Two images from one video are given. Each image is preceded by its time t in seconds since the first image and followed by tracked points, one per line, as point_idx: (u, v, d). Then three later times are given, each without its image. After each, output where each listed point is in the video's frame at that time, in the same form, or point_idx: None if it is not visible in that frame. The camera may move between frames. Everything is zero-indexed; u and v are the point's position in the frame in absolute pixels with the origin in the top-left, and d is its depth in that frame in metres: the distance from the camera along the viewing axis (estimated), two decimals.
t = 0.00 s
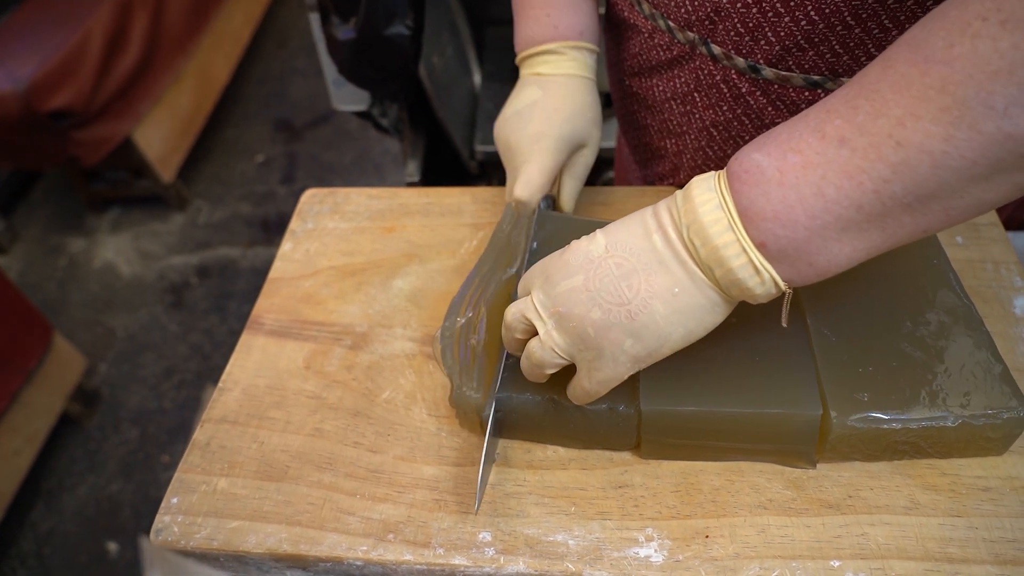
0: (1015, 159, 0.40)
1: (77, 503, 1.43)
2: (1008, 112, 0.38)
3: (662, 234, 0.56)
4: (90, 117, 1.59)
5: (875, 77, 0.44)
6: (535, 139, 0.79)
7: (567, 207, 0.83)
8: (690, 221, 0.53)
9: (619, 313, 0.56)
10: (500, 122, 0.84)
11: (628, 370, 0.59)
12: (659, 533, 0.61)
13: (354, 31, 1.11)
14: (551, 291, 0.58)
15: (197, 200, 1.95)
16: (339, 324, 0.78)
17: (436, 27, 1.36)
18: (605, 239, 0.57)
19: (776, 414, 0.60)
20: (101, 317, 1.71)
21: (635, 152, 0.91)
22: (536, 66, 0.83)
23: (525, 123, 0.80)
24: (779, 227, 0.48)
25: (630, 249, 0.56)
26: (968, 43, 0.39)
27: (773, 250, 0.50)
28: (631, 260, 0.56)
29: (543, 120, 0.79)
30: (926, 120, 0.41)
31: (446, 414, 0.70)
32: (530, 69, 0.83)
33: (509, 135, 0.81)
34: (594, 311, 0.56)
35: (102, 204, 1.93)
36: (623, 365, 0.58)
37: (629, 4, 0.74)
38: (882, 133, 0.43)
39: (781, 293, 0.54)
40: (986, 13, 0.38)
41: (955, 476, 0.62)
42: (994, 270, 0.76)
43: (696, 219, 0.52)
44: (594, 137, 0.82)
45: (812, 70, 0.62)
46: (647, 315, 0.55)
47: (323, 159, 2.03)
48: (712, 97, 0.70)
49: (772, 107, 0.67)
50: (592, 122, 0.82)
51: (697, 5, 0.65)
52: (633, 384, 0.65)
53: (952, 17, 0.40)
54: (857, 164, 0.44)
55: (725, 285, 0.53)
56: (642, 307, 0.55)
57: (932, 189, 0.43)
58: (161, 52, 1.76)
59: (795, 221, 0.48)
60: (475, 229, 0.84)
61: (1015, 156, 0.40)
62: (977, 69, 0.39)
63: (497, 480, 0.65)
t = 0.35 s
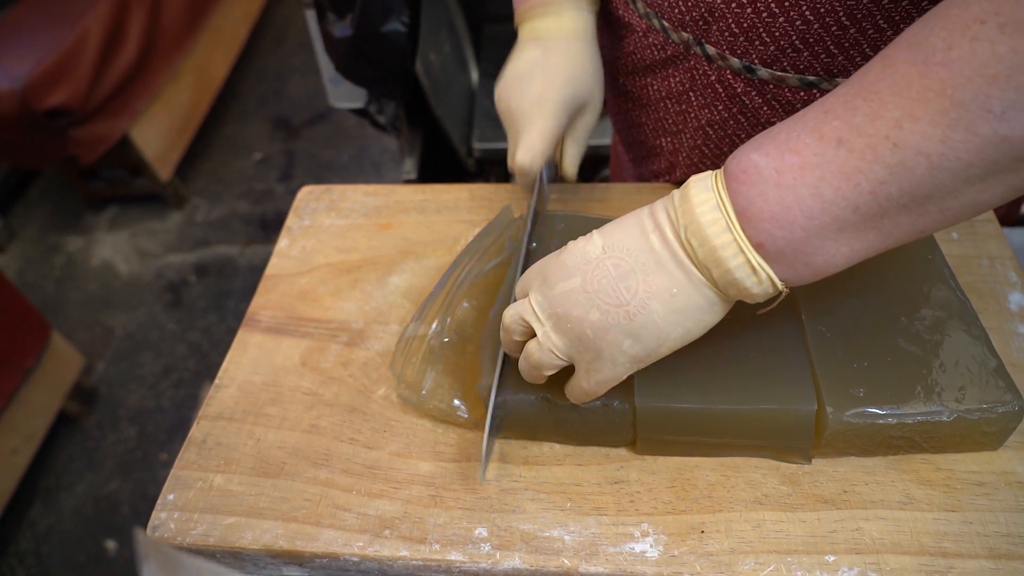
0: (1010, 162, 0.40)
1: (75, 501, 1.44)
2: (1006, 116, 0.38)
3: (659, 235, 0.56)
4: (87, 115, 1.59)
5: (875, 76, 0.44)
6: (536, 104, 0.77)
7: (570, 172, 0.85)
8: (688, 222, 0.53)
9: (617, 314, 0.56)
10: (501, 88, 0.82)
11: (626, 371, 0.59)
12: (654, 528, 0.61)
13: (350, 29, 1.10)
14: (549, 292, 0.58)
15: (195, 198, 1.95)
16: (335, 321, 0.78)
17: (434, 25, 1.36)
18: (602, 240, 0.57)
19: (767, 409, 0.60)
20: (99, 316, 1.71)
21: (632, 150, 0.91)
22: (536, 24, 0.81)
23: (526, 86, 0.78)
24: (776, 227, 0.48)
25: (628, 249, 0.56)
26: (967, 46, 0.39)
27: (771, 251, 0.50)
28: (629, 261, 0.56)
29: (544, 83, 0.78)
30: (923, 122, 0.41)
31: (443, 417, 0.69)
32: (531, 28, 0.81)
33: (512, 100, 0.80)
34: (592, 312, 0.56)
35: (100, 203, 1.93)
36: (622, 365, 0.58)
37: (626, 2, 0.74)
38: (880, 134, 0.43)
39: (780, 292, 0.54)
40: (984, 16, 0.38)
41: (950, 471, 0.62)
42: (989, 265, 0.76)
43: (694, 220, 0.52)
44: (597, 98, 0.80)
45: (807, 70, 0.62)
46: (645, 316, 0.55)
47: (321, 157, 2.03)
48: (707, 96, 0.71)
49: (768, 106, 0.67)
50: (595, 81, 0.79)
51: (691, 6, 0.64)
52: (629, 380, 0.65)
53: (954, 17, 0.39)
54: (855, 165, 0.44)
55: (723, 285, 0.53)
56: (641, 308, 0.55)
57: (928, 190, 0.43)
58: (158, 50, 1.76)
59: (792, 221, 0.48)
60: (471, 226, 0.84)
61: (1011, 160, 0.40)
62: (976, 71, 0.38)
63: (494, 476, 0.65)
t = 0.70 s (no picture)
0: (1012, 153, 0.40)
1: (72, 498, 1.44)
2: (1008, 107, 0.38)
3: (661, 226, 0.56)
4: (85, 111, 1.59)
5: (877, 67, 0.44)
6: (531, 39, 0.75)
7: (567, 113, 0.81)
8: (690, 213, 0.53)
9: (619, 304, 0.56)
10: (494, 29, 0.81)
11: (627, 359, 0.59)
12: (649, 520, 0.61)
13: (347, 24, 1.10)
14: (551, 283, 0.58)
15: (192, 195, 1.95)
16: (331, 316, 0.78)
17: (430, 22, 1.35)
18: (603, 231, 0.57)
19: (761, 400, 0.60)
20: (96, 313, 1.71)
21: (627, 145, 0.91)
22: None
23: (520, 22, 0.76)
24: (779, 218, 0.49)
25: (630, 240, 0.56)
26: (969, 37, 0.39)
27: (773, 241, 0.50)
28: (631, 251, 0.56)
29: (537, 18, 0.76)
30: (926, 113, 0.41)
31: (442, 413, 0.69)
32: None
33: (505, 37, 0.78)
34: (594, 302, 0.56)
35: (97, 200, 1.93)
36: (623, 354, 0.58)
37: None
38: (882, 126, 0.43)
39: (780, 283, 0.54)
40: (986, 8, 0.38)
41: (944, 463, 0.63)
42: (984, 259, 0.76)
43: (696, 211, 0.52)
44: (594, 33, 0.77)
45: (803, 63, 0.62)
46: (647, 306, 0.55)
47: (318, 154, 2.03)
48: (704, 90, 0.71)
49: (763, 100, 0.67)
50: (591, 18, 0.77)
51: None
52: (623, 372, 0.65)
53: (956, 9, 0.39)
54: (857, 156, 0.44)
55: (724, 276, 0.53)
56: (642, 299, 0.55)
57: (930, 181, 0.43)
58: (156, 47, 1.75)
59: (795, 212, 0.48)
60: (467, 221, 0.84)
61: (1013, 151, 0.40)
62: (979, 63, 0.38)
63: (489, 469, 0.65)
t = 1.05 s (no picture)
0: (1018, 145, 0.40)
1: (69, 497, 1.43)
2: (1014, 98, 0.38)
3: (663, 220, 0.56)
4: (82, 109, 1.59)
5: (880, 60, 0.44)
6: (526, 48, 0.75)
7: (563, 120, 0.80)
8: (693, 207, 0.53)
9: (621, 299, 0.56)
10: (489, 40, 0.80)
11: (628, 354, 0.59)
12: (644, 515, 0.61)
13: (342, 22, 1.10)
14: (553, 277, 0.58)
15: (188, 193, 1.94)
16: (328, 313, 0.78)
17: (428, 20, 1.35)
18: (605, 226, 0.57)
19: (755, 396, 0.61)
20: (92, 311, 1.71)
21: (624, 142, 0.91)
22: None
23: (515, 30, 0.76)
24: (784, 212, 0.49)
25: (633, 235, 0.56)
26: (974, 28, 0.39)
27: (776, 236, 0.50)
28: (633, 246, 0.56)
29: (533, 25, 0.75)
30: (931, 106, 0.41)
31: (436, 408, 0.69)
32: None
33: (500, 46, 0.78)
34: (596, 297, 0.56)
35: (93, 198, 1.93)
36: (625, 349, 0.58)
37: None
38: (887, 119, 0.43)
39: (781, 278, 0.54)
40: None
41: (938, 458, 0.63)
42: (978, 255, 0.76)
43: (699, 205, 0.53)
44: (587, 44, 0.78)
45: (797, 59, 0.62)
46: (649, 300, 0.55)
47: (315, 152, 2.02)
48: (699, 85, 0.71)
49: (757, 96, 0.67)
50: (585, 30, 0.77)
51: None
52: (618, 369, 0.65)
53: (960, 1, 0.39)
54: (862, 149, 0.45)
55: (727, 270, 0.53)
56: (645, 293, 0.55)
57: (935, 174, 0.43)
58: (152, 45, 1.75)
59: (799, 206, 0.48)
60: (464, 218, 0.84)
61: (1018, 143, 0.40)
62: (984, 55, 0.38)
63: (484, 465, 0.65)
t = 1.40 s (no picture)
0: (1009, 142, 0.40)
1: (66, 497, 1.43)
2: (1004, 97, 0.39)
3: (658, 218, 0.56)
4: (79, 109, 1.59)
5: (872, 58, 0.44)
6: (523, 117, 0.78)
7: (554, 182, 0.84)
8: (687, 205, 0.53)
9: (616, 297, 0.56)
10: (486, 100, 0.83)
11: (625, 353, 0.59)
12: (640, 514, 0.61)
13: (339, 20, 1.10)
14: (548, 276, 0.58)
15: (186, 193, 1.94)
16: (324, 312, 0.78)
17: (424, 18, 1.34)
18: (601, 224, 0.57)
19: (752, 395, 0.61)
20: (89, 312, 1.70)
21: (621, 141, 0.91)
22: (522, 39, 0.81)
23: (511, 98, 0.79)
24: (776, 210, 0.49)
25: (628, 233, 0.56)
26: (965, 27, 0.39)
27: (770, 233, 0.50)
28: (628, 244, 0.56)
29: (529, 96, 0.78)
30: (923, 103, 0.41)
31: (434, 408, 0.69)
32: (515, 43, 0.82)
33: (495, 112, 0.81)
34: (591, 295, 0.56)
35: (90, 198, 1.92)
36: (621, 348, 0.58)
37: None
38: (880, 116, 0.43)
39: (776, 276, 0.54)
40: None
41: (933, 456, 0.63)
42: (973, 254, 0.76)
43: (693, 203, 0.53)
44: (581, 111, 0.81)
45: (792, 57, 0.62)
46: (644, 298, 0.55)
47: (313, 152, 2.02)
48: (695, 83, 0.71)
49: (754, 94, 0.67)
50: (579, 98, 0.81)
51: None
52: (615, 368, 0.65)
53: None
54: (854, 147, 0.45)
55: (721, 267, 0.53)
56: (640, 291, 0.55)
57: (927, 171, 0.43)
58: (149, 45, 1.75)
59: (793, 203, 0.48)
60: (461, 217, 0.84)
61: (1008, 141, 0.40)
62: (975, 53, 0.39)
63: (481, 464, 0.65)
